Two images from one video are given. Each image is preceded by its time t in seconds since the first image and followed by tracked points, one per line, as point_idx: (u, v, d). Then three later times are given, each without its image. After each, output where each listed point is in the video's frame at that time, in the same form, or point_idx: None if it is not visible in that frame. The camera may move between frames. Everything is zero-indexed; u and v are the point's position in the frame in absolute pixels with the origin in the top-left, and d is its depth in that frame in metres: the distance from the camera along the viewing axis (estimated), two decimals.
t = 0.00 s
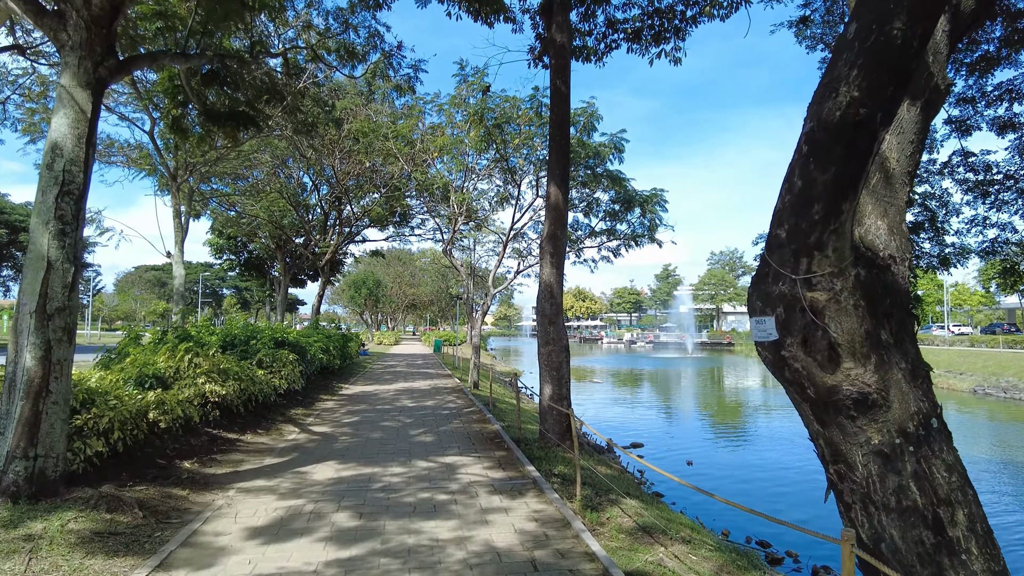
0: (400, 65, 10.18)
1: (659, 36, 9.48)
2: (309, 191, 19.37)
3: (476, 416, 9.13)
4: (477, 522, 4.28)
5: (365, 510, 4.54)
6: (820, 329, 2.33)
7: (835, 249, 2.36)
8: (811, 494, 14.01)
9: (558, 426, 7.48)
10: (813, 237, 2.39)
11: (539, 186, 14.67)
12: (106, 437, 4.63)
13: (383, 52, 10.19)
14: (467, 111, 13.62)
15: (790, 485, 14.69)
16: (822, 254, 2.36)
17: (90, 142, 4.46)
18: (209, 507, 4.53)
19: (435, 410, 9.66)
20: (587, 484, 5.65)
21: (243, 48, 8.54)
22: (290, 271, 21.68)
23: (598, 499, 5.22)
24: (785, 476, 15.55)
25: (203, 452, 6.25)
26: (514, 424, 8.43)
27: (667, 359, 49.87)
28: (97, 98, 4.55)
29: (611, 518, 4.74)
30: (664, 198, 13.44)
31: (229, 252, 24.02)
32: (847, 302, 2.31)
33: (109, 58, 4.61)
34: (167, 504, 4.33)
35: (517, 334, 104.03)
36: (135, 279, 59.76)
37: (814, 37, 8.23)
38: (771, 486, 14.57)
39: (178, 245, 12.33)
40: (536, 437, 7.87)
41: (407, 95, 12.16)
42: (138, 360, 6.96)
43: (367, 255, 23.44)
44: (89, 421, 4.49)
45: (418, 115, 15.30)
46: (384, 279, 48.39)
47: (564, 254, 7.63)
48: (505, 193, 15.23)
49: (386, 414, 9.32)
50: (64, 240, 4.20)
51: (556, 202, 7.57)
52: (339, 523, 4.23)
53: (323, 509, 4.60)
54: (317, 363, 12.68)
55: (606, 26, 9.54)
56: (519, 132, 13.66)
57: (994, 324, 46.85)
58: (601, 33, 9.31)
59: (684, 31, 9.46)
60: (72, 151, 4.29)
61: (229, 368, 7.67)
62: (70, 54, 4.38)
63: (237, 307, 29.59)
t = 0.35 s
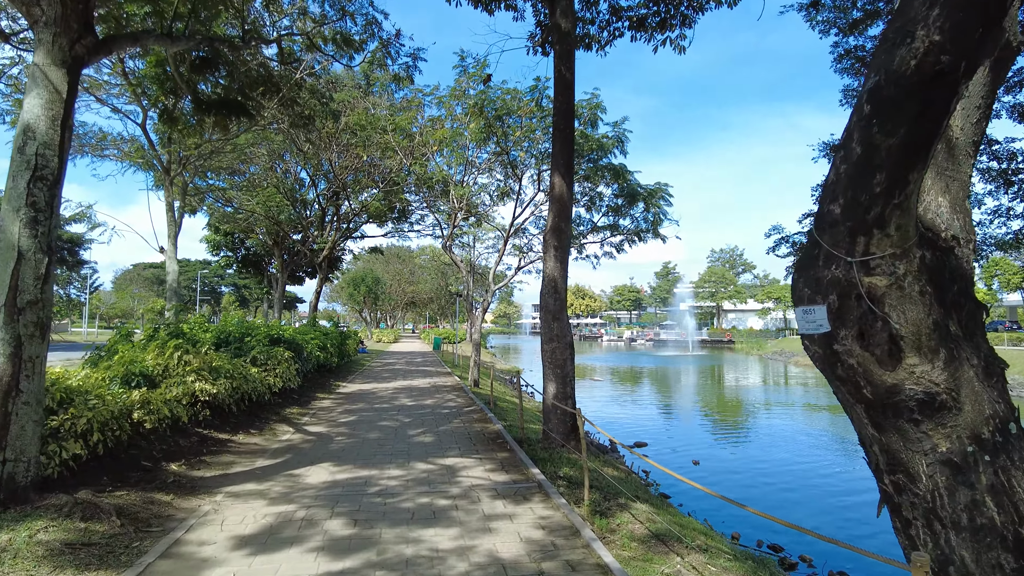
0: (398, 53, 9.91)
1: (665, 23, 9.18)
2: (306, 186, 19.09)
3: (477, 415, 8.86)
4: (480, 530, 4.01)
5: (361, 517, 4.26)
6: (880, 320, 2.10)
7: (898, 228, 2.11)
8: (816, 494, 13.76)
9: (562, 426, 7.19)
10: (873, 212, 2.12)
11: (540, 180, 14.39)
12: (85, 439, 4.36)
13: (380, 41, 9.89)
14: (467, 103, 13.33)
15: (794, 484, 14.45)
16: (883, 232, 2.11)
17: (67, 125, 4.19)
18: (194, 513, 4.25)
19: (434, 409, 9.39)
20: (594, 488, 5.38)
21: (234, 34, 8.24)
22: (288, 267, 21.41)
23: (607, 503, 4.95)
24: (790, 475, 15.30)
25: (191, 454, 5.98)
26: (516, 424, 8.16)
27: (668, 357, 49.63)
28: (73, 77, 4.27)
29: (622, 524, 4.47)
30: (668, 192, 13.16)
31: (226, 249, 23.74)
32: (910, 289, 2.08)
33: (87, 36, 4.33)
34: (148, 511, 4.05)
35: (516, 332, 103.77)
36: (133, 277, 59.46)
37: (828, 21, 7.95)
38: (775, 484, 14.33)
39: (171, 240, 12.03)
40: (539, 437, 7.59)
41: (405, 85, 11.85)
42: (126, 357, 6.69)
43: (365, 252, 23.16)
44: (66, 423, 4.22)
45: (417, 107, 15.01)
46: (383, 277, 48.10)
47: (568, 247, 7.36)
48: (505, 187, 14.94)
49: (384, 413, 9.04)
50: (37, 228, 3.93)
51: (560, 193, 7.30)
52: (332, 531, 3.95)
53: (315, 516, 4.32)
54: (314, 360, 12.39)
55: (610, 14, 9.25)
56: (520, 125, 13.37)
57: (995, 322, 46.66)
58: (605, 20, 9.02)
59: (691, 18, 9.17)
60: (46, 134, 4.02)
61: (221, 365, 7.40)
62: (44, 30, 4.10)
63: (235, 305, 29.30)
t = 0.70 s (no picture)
0: (396, 49, 9.65)
1: (672, 17, 8.91)
2: (302, 186, 18.82)
3: (477, 421, 8.56)
4: (485, 551, 3.72)
5: (356, 536, 3.96)
6: (971, 325, 1.96)
7: (994, 224, 1.99)
8: (820, 501, 13.53)
9: (567, 434, 6.91)
10: (964, 203, 2.02)
11: (540, 181, 14.13)
12: (60, 451, 4.07)
13: (378, 35, 9.62)
14: (466, 101, 13.07)
15: (797, 491, 14.21)
16: (975, 225, 2.00)
17: (40, 113, 3.90)
18: (177, 531, 3.96)
19: (433, 415, 9.09)
20: (604, 502, 5.09)
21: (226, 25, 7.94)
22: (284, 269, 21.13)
23: (618, 519, 4.67)
24: (792, 481, 15.06)
25: (177, 464, 5.66)
26: (518, 432, 7.87)
27: (666, 359, 49.44)
28: (48, 62, 3.99)
29: (635, 542, 4.19)
30: (672, 193, 12.90)
31: (221, 250, 23.44)
32: (1005, 290, 1.94)
33: (63, 18, 4.05)
34: (126, 531, 3.76)
35: (513, 335, 103.48)
36: (128, 279, 59.09)
37: (840, 11, 7.68)
38: (778, 491, 14.07)
39: (163, 241, 11.74)
40: (542, 445, 7.30)
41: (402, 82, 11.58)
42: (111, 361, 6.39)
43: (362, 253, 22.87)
44: (40, 434, 3.93)
45: (415, 106, 14.74)
46: (380, 279, 47.81)
47: (574, 247, 7.08)
48: (505, 188, 14.68)
49: (381, 419, 8.74)
50: (6, 223, 3.64)
51: (565, 192, 7.03)
52: (326, 553, 3.66)
53: (308, 534, 4.03)
54: (309, 364, 12.09)
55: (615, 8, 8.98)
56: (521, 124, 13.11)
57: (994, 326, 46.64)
58: (609, 15, 8.76)
59: (698, 13, 8.90)
60: (17, 122, 3.73)
61: (211, 370, 7.10)
62: (16, 11, 3.81)
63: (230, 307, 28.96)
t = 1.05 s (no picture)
0: (392, 39, 9.35)
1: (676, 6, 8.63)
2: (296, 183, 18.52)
3: (475, 423, 8.26)
4: (487, 565, 3.42)
5: (347, 549, 3.66)
6: None
7: None
8: (821, 501, 13.32)
9: (569, 437, 6.62)
10: None
11: (539, 178, 13.86)
12: (27, 457, 3.75)
13: (374, 25, 9.34)
14: (464, 95, 12.81)
15: (797, 491, 14.00)
16: None
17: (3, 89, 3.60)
18: (152, 544, 3.65)
19: (429, 416, 8.81)
20: (611, 510, 4.82)
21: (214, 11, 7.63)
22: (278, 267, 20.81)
23: (627, 528, 4.40)
24: (792, 482, 14.83)
25: (159, 469, 5.33)
26: (518, 434, 7.59)
27: (663, 360, 49.25)
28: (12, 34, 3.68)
29: (647, 554, 3.90)
30: (673, 189, 12.64)
31: (214, 248, 23.11)
32: None
33: None
34: (96, 545, 3.45)
35: (510, 335, 103.25)
36: (121, 279, 58.60)
37: None
38: (778, 492, 13.84)
39: (151, 238, 11.41)
40: (543, 448, 7.01)
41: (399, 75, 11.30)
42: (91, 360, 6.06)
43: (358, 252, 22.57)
44: (4, 439, 3.61)
45: (412, 100, 14.46)
46: (377, 278, 47.52)
47: (576, 243, 6.79)
48: (503, 185, 14.41)
49: (375, 421, 8.43)
50: None
51: (567, 184, 6.75)
52: (314, 568, 3.36)
53: (294, 547, 3.72)
54: (302, 364, 11.78)
55: None
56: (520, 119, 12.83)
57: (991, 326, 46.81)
58: (612, 4, 8.48)
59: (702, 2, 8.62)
60: None
61: (198, 370, 6.78)
62: None
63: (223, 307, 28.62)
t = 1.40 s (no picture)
0: (387, 31, 9.05)
1: None
2: (292, 182, 18.23)
3: (475, 428, 7.96)
4: None
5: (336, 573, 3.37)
6: None
7: None
8: (825, 503, 13.07)
9: (572, 444, 6.33)
10: None
11: (539, 175, 13.57)
12: None
13: (368, 17, 9.05)
14: (461, 91, 12.53)
15: (801, 493, 13.75)
16: None
17: None
18: (122, 568, 3.35)
19: (426, 421, 8.51)
20: (620, 525, 4.53)
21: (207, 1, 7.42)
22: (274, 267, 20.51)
23: (638, 546, 4.10)
24: (793, 483, 14.59)
25: (139, 481, 4.97)
26: (519, 441, 7.29)
27: (663, 360, 49.01)
28: None
29: None
30: (677, 187, 12.34)
31: (209, 248, 22.82)
32: None
33: None
34: (59, 571, 3.15)
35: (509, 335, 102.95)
36: (118, 279, 58.27)
37: None
38: (779, 493, 13.60)
39: (141, 237, 11.10)
40: (545, 456, 6.72)
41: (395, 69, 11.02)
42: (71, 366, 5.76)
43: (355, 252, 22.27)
44: None
45: (409, 96, 14.16)
46: (375, 279, 47.23)
47: (580, 240, 6.48)
48: (502, 183, 14.11)
49: (371, 427, 8.12)
50: None
51: (570, 179, 6.45)
52: None
53: (279, 570, 3.42)
54: (297, 366, 11.48)
55: None
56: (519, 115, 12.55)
57: (992, 325, 46.61)
58: None
59: None
60: None
61: (185, 375, 6.48)
62: None
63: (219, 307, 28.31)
